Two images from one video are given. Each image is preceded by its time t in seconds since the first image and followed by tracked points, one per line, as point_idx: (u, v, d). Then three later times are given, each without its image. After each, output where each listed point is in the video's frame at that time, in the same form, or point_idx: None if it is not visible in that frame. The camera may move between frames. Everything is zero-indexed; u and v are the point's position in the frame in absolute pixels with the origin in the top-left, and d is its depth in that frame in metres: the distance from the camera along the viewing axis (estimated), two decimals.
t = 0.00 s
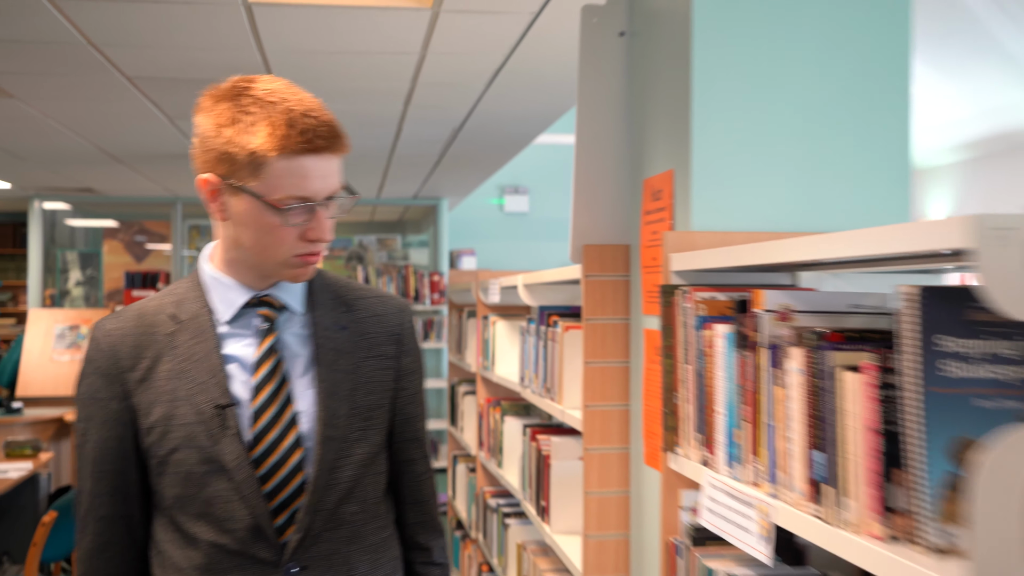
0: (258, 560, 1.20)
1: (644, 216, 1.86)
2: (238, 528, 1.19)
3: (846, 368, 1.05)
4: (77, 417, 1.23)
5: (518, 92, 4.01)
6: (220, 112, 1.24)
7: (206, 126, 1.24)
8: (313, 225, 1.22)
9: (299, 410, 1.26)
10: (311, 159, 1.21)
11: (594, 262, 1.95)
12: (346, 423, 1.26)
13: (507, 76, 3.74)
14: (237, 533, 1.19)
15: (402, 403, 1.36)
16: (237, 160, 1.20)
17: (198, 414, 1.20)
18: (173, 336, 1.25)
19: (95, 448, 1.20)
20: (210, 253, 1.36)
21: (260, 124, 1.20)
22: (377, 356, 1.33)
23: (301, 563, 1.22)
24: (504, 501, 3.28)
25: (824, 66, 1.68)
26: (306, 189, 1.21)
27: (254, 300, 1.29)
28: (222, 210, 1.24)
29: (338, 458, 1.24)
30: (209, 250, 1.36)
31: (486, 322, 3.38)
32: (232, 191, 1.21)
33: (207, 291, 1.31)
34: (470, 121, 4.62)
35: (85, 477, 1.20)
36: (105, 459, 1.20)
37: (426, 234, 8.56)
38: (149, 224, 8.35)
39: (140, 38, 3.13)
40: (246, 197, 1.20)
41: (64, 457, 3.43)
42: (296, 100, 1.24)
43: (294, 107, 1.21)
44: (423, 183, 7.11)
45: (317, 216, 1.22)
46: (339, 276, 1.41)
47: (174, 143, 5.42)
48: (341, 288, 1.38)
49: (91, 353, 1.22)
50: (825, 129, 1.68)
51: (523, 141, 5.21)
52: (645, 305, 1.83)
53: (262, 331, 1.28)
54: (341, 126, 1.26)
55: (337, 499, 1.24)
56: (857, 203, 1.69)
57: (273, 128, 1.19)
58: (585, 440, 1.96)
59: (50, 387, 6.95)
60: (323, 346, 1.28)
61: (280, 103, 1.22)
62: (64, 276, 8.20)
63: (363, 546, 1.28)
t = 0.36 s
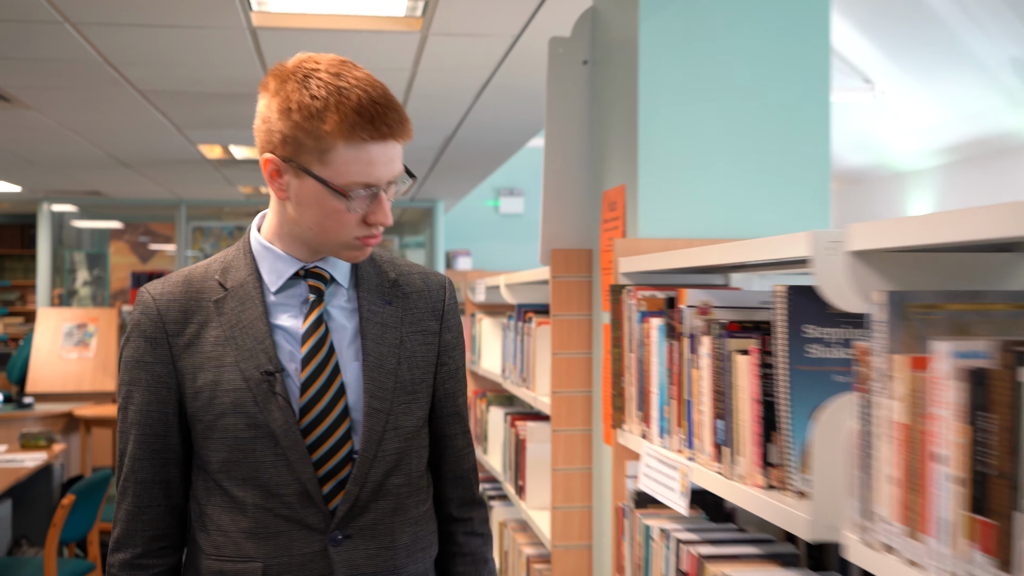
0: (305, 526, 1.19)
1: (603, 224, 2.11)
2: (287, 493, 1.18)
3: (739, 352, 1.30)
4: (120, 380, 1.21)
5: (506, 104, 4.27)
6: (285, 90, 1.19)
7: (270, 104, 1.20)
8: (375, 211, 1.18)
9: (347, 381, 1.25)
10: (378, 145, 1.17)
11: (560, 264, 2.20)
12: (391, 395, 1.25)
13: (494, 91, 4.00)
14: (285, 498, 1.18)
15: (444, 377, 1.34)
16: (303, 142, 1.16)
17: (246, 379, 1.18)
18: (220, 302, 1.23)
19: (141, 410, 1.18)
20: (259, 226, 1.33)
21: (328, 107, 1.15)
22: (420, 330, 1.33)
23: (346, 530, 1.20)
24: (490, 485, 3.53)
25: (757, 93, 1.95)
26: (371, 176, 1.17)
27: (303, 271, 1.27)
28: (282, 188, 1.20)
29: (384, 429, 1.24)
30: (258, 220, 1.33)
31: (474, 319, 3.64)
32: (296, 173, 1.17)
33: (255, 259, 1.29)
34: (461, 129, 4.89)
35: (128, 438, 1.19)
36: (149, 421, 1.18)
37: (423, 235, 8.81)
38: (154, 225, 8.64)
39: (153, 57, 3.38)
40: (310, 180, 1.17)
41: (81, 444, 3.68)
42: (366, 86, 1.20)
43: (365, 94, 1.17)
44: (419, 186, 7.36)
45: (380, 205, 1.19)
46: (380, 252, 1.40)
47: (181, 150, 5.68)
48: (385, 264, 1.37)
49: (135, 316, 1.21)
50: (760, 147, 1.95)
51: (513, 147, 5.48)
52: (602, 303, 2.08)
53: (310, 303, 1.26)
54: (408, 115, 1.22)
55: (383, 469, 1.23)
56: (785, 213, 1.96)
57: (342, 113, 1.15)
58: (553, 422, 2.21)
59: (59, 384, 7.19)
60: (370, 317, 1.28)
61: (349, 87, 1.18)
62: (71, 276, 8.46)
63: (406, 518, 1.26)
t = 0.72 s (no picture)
0: (328, 563, 1.12)
1: (575, 225, 2.33)
2: (307, 532, 1.11)
3: (677, 335, 1.54)
4: (102, 440, 1.08)
5: (496, 109, 4.49)
6: (267, 136, 1.04)
7: (251, 150, 1.05)
8: (363, 263, 1.10)
9: (348, 409, 1.18)
10: (369, 206, 1.06)
11: (538, 262, 2.42)
12: (395, 418, 1.18)
13: (483, 98, 4.22)
14: (305, 537, 1.11)
15: (436, 383, 1.28)
16: (288, 200, 1.04)
17: (249, 425, 1.09)
18: (208, 345, 1.12)
19: (136, 470, 1.07)
20: (236, 254, 1.23)
21: (318, 168, 1.02)
22: (409, 342, 1.25)
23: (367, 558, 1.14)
24: (479, 470, 3.74)
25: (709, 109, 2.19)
26: (361, 233, 1.07)
27: (292, 302, 1.19)
28: (266, 236, 1.09)
29: (392, 454, 1.16)
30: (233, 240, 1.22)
31: (465, 314, 3.86)
32: (278, 226, 1.07)
33: (237, 293, 1.18)
34: (454, 133, 5.10)
35: (124, 502, 1.07)
36: (148, 479, 1.07)
37: (420, 235, 8.99)
38: (158, 225, 8.91)
39: (162, 69, 3.61)
40: (294, 236, 1.06)
41: (96, 431, 3.92)
42: (359, 136, 1.06)
43: (352, 148, 1.03)
44: (416, 187, 7.56)
45: (367, 259, 1.10)
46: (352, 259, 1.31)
47: (186, 153, 5.91)
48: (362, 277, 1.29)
49: (116, 370, 1.07)
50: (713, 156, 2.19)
51: (505, 150, 5.69)
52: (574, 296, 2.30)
53: (302, 337, 1.18)
54: (399, 159, 1.09)
55: (396, 495, 1.16)
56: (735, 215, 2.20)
57: (332, 177, 1.02)
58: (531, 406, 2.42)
59: (65, 379, 7.40)
60: (361, 339, 1.21)
61: (341, 143, 1.04)
62: (78, 274, 8.69)
63: (422, 534, 1.21)
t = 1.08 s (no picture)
0: (341, 528, 1.05)
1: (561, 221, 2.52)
2: (314, 496, 1.03)
3: (645, 317, 1.73)
4: (86, 425, 0.99)
5: (491, 111, 4.67)
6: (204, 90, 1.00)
7: (189, 107, 1.00)
8: (334, 197, 1.03)
9: (342, 365, 1.11)
10: (322, 131, 0.99)
11: (528, 255, 2.60)
12: (390, 369, 1.11)
13: (478, 100, 4.40)
14: (313, 502, 1.03)
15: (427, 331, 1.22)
16: (237, 145, 0.98)
17: (245, 392, 1.01)
18: (193, 316, 1.04)
19: (126, 451, 0.97)
20: (206, 215, 1.15)
21: (259, 104, 0.97)
22: (396, 290, 1.19)
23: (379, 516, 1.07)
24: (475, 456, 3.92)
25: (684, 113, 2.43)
26: (322, 163, 1.00)
27: (273, 263, 1.12)
28: (226, 194, 1.03)
29: (391, 404, 1.09)
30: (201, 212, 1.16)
31: (461, 307, 4.04)
32: (236, 177, 1.01)
33: (212, 258, 1.10)
34: (451, 134, 5.28)
35: (118, 484, 0.98)
36: (141, 460, 0.98)
37: (420, 233, 9.17)
38: (162, 222, 9.20)
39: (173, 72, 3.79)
40: (254, 183, 1.00)
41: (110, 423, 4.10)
42: (292, 65, 1.00)
43: (287, 76, 0.98)
44: (415, 185, 7.73)
45: (337, 190, 1.03)
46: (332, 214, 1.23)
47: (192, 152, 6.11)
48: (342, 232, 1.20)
49: (96, 348, 0.99)
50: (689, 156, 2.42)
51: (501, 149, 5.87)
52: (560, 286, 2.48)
53: (287, 297, 1.10)
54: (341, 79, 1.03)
55: (400, 448, 1.09)
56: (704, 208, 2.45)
57: (275, 108, 0.96)
58: (521, 389, 2.60)
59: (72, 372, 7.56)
60: (348, 291, 1.14)
61: (278, 74, 0.98)
62: (84, 270, 8.91)
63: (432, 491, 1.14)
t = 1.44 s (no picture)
0: (366, 478, 1.20)
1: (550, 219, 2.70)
2: (344, 451, 1.18)
3: (621, 308, 1.90)
4: (147, 383, 1.16)
5: (487, 115, 4.83)
6: (270, 80, 1.14)
7: (256, 96, 1.14)
8: (373, 181, 1.17)
9: (372, 332, 1.25)
10: (370, 122, 1.13)
11: (519, 251, 2.78)
12: (418, 338, 1.26)
13: (474, 104, 4.57)
14: (343, 456, 1.19)
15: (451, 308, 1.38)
16: (297, 130, 1.12)
17: (284, 354, 1.17)
18: (239, 287, 1.20)
19: (182, 405, 1.14)
20: (252, 201, 1.30)
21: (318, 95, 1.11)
22: (423, 270, 1.34)
23: (402, 471, 1.22)
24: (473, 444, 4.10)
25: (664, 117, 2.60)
26: (367, 150, 1.14)
27: (311, 241, 1.26)
28: (280, 173, 1.17)
29: (416, 369, 1.24)
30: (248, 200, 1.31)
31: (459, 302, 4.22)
32: (292, 159, 1.14)
33: (258, 236, 1.26)
34: (449, 135, 5.45)
35: (174, 436, 1.15)
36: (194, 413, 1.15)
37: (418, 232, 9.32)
38: (166, 221, 9.52)
39: (181, 76, 3.98)
40: (308, 165, 1.14)
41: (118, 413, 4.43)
42: (350, 64, 1.14)
43: (346, 72, 1.12)
44: (415, 185, 7.89)
45: (378, 176, 1.17)
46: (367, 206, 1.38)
47: (198, 153, 6.30)
48: (376, 221, 1.36)
49: (156, 316, 1.16)
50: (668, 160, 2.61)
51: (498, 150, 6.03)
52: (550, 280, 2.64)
53: (325, 270, 1.26)
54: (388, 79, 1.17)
55: (423, 410, 1.24)
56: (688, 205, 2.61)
57: (332, 99, 1.10)
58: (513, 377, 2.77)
59: (79, 368, 7.75)
60: (380, 270, 1.29)
61: (335, 69, 1.12)
62: (90, 268, 9.33)
63: (450, 448, 1.29)
